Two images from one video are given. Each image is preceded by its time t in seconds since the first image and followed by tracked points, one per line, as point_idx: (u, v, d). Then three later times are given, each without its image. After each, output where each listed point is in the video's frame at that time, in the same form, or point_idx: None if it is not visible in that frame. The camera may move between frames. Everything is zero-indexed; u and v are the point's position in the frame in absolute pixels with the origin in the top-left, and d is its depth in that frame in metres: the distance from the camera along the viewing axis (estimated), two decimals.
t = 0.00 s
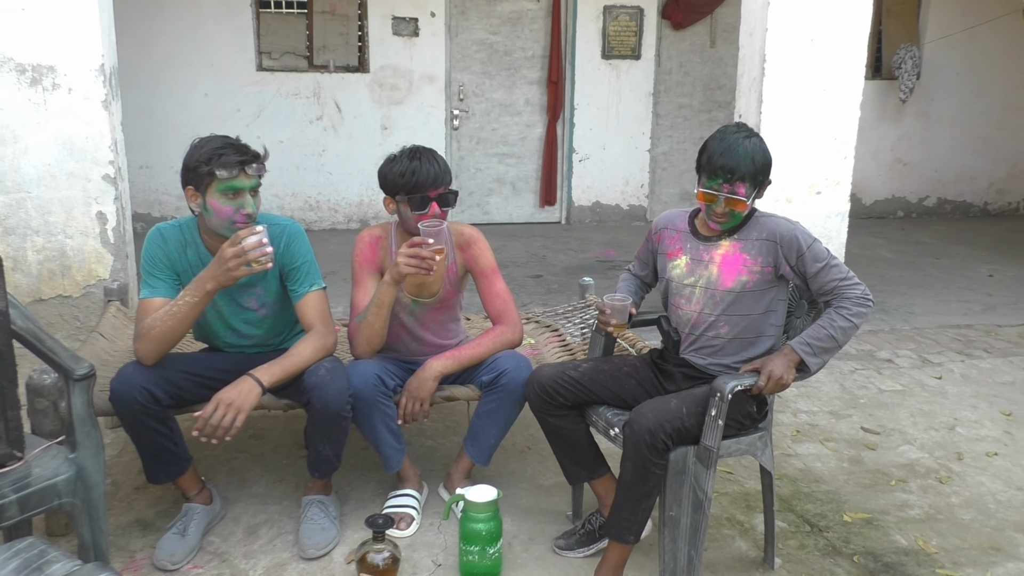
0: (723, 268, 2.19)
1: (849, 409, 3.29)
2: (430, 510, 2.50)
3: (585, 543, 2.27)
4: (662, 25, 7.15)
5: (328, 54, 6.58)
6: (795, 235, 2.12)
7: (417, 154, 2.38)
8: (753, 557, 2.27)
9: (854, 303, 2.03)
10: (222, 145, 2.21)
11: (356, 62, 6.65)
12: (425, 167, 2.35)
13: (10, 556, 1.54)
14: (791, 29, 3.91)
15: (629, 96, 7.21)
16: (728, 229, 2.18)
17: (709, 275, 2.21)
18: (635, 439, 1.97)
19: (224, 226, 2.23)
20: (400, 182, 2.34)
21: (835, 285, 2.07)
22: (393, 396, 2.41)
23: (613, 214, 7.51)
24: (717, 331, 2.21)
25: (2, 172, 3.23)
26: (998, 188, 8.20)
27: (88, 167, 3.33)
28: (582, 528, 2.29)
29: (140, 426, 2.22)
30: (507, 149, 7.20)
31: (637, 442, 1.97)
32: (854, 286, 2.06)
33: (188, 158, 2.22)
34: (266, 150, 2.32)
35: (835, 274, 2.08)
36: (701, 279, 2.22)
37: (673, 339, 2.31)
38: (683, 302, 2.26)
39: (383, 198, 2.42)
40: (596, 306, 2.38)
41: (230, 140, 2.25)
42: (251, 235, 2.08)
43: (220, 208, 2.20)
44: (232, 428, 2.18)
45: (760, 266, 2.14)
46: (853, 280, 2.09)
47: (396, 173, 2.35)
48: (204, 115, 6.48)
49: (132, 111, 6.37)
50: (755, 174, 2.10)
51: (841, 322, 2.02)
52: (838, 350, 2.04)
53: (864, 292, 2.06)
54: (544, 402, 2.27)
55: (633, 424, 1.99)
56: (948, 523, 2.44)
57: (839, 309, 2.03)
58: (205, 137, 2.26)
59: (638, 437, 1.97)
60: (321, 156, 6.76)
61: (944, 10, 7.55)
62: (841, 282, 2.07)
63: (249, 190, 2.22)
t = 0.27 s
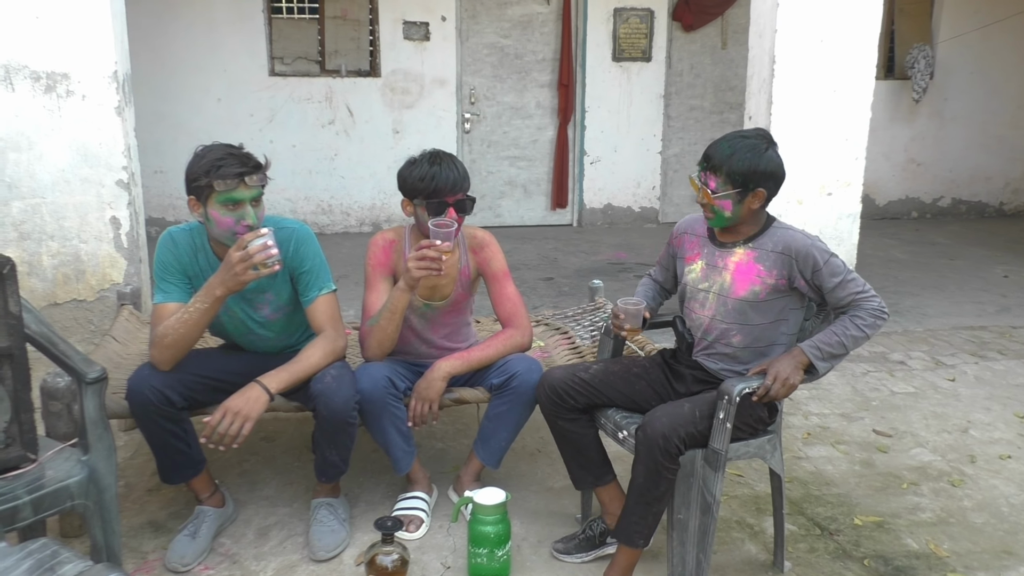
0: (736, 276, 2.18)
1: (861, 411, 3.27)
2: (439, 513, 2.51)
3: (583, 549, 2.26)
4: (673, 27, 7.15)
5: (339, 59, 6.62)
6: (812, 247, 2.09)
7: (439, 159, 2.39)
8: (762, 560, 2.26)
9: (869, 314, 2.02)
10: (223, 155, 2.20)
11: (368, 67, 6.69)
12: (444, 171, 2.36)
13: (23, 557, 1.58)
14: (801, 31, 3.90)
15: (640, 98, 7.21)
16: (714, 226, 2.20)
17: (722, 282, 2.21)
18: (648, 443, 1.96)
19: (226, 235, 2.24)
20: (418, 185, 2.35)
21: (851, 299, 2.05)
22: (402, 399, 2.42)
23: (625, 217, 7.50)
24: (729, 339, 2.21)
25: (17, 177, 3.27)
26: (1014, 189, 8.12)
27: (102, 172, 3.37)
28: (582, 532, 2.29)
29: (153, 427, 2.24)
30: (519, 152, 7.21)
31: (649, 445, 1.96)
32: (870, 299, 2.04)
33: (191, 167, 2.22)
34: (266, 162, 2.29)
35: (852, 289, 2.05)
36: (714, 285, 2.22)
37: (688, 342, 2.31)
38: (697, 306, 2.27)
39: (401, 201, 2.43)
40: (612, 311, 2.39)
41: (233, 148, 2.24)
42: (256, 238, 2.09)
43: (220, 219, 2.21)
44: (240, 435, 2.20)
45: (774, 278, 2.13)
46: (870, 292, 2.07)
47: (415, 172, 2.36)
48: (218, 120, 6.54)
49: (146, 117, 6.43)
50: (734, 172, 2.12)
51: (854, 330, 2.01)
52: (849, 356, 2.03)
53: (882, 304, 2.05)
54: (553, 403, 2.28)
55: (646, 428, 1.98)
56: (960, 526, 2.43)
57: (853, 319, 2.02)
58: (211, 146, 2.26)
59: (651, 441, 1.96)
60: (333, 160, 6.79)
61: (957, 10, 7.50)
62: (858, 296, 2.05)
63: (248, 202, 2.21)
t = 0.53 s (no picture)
0: (742, 281, 2.17)
1: (877, 412, 3.25)
2: (452, 513, 2.52)
3: (583, 550, 2.26)
4: (688, 26, 7.13)
5: (354, 60, 6.65)
6: (819, 252, 2.06)
7: (461, 159, 2.39)
8: (776, 561, 2.25)
9: (882, 312, 1.99)
10: (241, 159, 2.23)
11: (383, 68, 6.72)
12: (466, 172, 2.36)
13: (41, 555, 1.62)
14: (816, 29, 3.88)
15: (655, 98, 7.19)
16: (710, 224, 2.22)
17: (729, 287, 2.20)
18: (661, 443, 1.95)
19: (245, 237, 2.26)
20: (438, 184, 2.36)
21: (863, 299, 2.02)
22: (415, 399, 2.43)
23: (640, 217, 7.49)
24: (739, 343, 2.20)
25: (36, 180, 3.32)
26: None
27: (120, 175, 3.41)
28: (582, 535, 2.28)
29: (168, 423, 2.27)
30: (534, 153, 7.21)
31: (661, 445, 1.95)
32: (884, 297, 2.01)
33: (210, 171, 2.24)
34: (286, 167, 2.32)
35: (863, 289, 2.02)
36: (722, 289, 2.22)
37: (699, 341, 2.33)
38: (707, 310, 2.27)
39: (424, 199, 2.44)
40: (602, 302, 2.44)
41: (251, 153, 2.27)
42: (270, 239, 2.10)
43: (238, 221, 2.23)
44: (249, 427, 2.21)
45: (780, 283, 2.11)
46: (883, 290, 2.04)
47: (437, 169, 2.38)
48: (234, 122, 6.59)
49: (164, 119, 6.49)
50: (727, 171, 2.13)
51: (867, 329, 1.99)
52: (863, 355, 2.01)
53: (896, 302, 2.01)
54: (564, 399, 2.28)
55: (658, 428, 1.98)
56: (977, 528, 2.41)
57: (866, 318, 2.00)
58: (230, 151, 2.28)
59: (663, 441, 1.95)
60: (349, 161, 6.83)
61: (977, 7, 7.42)
62: (870, 296, 2.02)
63: (266, 205, 2.23)
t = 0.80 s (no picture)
0: (744, 285, 2.17)
1: (894, 414, 3.22)
2: (467, 512, 2.52)
3: (598, 551, 2.25)
4: (703, 25, 7.09)
5: (369, 61, 6.68)
6: (816, 248, 2.05)
7: (478, 161, 2.40)
8: (793, 563, 2.24)
9: (890, 300, 1.98)
10: (264, 155, 2.24)
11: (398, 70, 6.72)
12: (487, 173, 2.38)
13: (59, 552, 1.64)
14: (832, 28, 3.85)
15: (670, 97, 7.16)
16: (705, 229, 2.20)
17: (733, 291, 2.20)
18: (675, 444, 1.94)
19: (276, 231, 2.26)
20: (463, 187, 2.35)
21: (870, 289, 2.01)
22: (429, 399, 2.44)
23: (655, 216, 7.46)
24: (749, 346, 2.19)
25: (54, 180, 3.35)
26: None
27: (137, 175, 3.44)
28: (596, 535, 2.27)
29: (186, 420, 2.28)
30: (548, 152, 7.21)
31: (676, 446, 1.94)
32: (890, 284, 2.00)
33: (232, 170, 2.24)
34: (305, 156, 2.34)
35: (866, 279, 2.01)
36: (726, 294, 2.22)
37: (710, 343, 2.32)
38: (714, 316, 2.27)
39: (443, 206, 2.44)
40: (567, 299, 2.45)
41: (269, 149, 2.28)
42: (286, 240, 2.10)
43: (271, 215, 2.23)
44: (258, 425, 2.22)
45: (782, 283, 2.11)
46: (888, 276, 2.03)
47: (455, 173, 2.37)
48: (250, 122, 6.63)
49: (181, 120, 6.54)
50: (715, 175, 2.11)
51: (877, 320, 1.98)
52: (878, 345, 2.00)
53: (903, 286, 2.00)
54: (578, 399, 2.28)
55: (673, 429, 1.96)
56: (996, 531, 2.38)
57: (875, 308, 1.99)
58: (246, 148, 2.29)
59: (678, 442, 1.94)
60: (364, 161, 6.85)
61: (996, 4, 7.34)
62: (876, 284, 2.01)
63: (296, 194, 2.24)
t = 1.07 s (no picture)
0: (753, 288, 2.15)
1: (914, 417, 3.19)
2: (484, 513, 2.52)
3: (616, 553, 2.24)
4: (719, 25, 7.06)
5: (384, 61, 6.70)
6: (819, 246, 2.06)
7: (502, 162, 2.39)
8: (812, 567, 2.22)
9: (899, 290, 1.98)
10: (286, 156, 2.25)
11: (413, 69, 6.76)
12: (512, 174, 2.37)
13: (82, 550, 1.66)
14: (852, 28, 3.82)
15: (685, 97, 7.14)
16: (710, 242, 2.20)
17: (742, 296, 2.18)
18: (696, 448, 1.93)
19: (300, 234, 2.26)
20: (494, 191, 2.34)
21: (877, 281, 2.01)
22: (447, 399, 2.43)
23: (670, 217, 7.43)
24: (764, 348, 2.18)
25: (74, 180, 3.37)
26: None
27: (156, 175, 3.46)
28: (614, 537, 2.27)
29: (207, 418, 2.28)
30: (563, 153, 7.19)
31: (697, 451, 1.93)
32: (896, 274, 2.00)
33: (254, 172, 2.25)
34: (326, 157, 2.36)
35: (873, 271, 2.01)
36: (735, 299, 2.20)
37: (725, 347, 2.30)
38: (727, 322, 2.25)
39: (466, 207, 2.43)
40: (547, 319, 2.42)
41: (290, 151, 2.29)
42: (308, 244, 2.11)
43: (294, 216, 2.23)
44: (277, 421, 2.24)
45: (790, 283, 2.11)
46: (894, 266, 2.03)
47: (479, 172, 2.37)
48: (267, 122, 6.65)
49: (198, 120, 6.58)
50: (705, 189, 2.11)
51: (890, 312, 1.97)
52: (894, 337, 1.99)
53: (909, 275, 2.00)
54: (596, 401, 2.26)
55: (694, 433, 1.95)
56: (1019, 537, 2.35)
57: (886, 301, 1.98)
58: (266, 151, 2.29)
59: (699, 446, 1.93)
60: (379, 161, 6.86)
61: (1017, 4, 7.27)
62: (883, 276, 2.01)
63: (319, 195, 2.25)
